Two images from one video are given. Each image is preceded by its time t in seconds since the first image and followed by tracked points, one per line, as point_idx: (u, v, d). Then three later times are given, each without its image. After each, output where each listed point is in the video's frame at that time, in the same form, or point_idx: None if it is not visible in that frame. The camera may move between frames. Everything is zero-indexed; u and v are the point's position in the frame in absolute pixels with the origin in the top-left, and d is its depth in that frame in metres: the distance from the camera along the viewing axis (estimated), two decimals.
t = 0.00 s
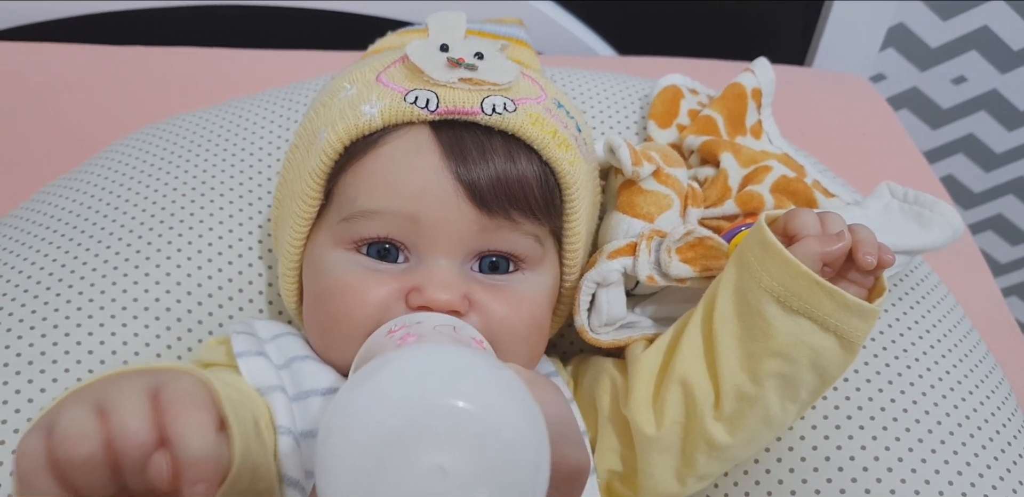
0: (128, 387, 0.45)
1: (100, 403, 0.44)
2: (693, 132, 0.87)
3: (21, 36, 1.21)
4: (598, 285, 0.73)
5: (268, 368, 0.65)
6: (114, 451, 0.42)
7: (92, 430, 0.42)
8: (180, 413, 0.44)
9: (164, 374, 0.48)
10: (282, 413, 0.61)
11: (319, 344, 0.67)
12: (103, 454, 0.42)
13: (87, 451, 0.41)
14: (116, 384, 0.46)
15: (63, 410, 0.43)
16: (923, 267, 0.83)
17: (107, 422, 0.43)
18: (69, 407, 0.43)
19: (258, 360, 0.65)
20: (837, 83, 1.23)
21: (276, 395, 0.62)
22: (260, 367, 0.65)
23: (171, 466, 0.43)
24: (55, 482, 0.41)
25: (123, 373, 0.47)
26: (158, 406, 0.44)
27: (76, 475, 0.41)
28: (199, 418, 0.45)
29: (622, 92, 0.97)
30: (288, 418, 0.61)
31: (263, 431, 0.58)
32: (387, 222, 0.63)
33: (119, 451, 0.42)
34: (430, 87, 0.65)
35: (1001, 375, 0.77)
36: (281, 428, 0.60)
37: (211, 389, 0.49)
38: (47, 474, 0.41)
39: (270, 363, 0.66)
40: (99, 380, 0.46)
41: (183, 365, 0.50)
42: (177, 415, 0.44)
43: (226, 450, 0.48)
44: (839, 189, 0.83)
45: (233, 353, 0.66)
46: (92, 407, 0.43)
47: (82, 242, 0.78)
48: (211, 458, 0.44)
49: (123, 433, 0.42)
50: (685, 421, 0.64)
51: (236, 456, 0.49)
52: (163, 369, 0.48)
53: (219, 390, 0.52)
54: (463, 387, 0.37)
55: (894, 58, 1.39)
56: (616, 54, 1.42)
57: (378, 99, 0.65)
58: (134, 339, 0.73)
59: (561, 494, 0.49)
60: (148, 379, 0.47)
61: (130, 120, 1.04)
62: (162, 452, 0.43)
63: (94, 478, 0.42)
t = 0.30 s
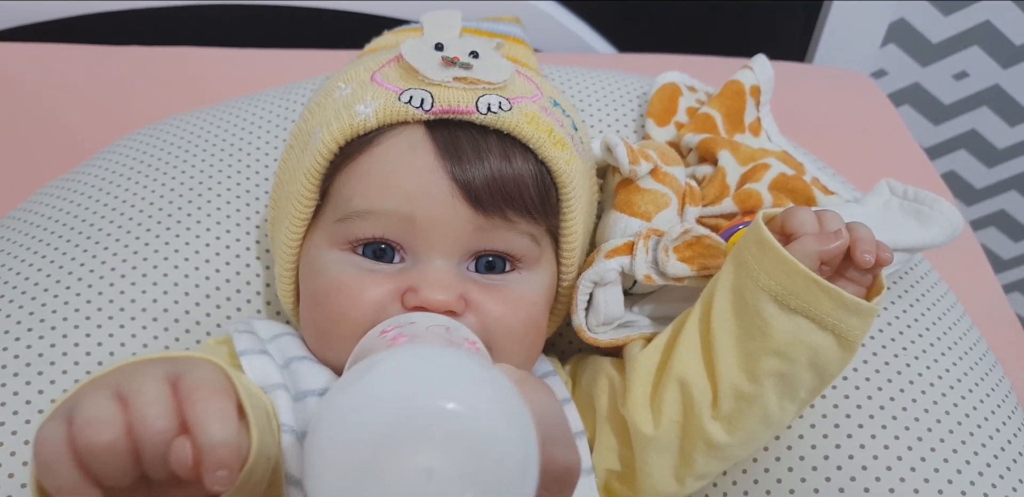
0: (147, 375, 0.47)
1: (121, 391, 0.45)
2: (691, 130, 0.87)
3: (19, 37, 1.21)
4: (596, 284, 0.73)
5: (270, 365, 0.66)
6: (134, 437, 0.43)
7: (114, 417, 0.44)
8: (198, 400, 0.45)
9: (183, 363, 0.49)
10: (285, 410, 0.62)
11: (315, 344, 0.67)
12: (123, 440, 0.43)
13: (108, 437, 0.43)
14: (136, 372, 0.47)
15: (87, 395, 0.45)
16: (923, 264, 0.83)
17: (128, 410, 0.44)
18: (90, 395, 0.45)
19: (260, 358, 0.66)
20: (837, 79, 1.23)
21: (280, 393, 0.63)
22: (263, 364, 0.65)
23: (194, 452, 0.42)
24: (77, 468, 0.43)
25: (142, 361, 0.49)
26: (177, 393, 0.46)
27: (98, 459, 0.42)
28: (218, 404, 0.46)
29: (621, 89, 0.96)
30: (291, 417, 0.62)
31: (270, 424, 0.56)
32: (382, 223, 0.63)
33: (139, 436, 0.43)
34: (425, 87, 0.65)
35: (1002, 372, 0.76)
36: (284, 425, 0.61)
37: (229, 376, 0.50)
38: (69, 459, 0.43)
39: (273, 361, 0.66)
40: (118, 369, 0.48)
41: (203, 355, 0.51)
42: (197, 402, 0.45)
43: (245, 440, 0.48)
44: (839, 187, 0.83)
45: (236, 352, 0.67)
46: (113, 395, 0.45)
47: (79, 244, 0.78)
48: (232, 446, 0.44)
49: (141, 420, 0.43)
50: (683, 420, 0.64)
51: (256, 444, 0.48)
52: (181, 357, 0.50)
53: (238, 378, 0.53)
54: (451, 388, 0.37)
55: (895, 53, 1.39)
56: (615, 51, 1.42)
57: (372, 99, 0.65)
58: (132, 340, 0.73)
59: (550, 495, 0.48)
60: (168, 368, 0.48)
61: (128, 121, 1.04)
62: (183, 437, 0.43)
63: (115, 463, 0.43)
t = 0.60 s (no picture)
0: (159, 365, 0.48)
1: (133, 380, 0.46)
2: (693, 127, 0.87)
3: (24, 36, 1.22)
4: (598, 281, 0.73)
5: (275, 360, 0.66)
6: (146, 425, 0.44)
7: (126, 406, 0.45)
8: (210, 388, 0.46)
9: (195, 352, 0.50)
10: (290, 405, 0.62)
11: (316, 341, 0.67)
12: (135, 429, 0.44)
13: (120, 425, 0.44)
14: (148, 361, 0.48)
15: (99, 385, 0.46)
16: (924, 261, 0.83)
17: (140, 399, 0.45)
18: (102, 384, 0.46)
19: (266, 354, 0.66)
20: (838, 76, 1.23)
21: (285, 389, 0.63)
22: (268, 359, 0.66)
23: (205, 440, 0.43)
24: (90, 456, 0.44)
25: (154, 351, 0.50)
26: (189, 382, 0.47)
27: (111, 447, 0.43)
28: (230, 392, 0.46)
29: (622, 87, 0.96)
30: (296, 412, 0.62)
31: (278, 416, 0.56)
32: (383, 221, 0.63)
33: (152, 424, 0.44)
34: (423, 85, 0.65)
35: (1003, 370, 0.77)
36: (289, 421, 0.61)
37: (242, 364, 0.50)
38: (82, 448, 0.44)
39: (278, 356, 0.67)
40: (131, 359, 0.49)
41: (215, 345, 0.52)
42: (209, 389, 0.46)
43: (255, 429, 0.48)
44: (839, 184, 0.83)
45: (241, 347, 0.67)
46: (125, 384, 0.46)
47: (83, 241, 0.78)
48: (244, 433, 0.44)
49: (154, 409, 0.45)
50: (684, 417, 0.64)
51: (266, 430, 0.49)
52: (193, 347, 0.51)
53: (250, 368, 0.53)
54: (442, 390, 0.37)
55: (898, 51, 1.38)
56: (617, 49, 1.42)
57: (371, 97, 0.65)
58: (135, 337, 0.73)
59: (539, 490, 0.49)
60: (179, 357, 0.49)
61: (132, 118, 1.04)
62: (195, 425, 0.44)
63: (127, 450, 0.44)
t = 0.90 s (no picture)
0: (167, 360, 0.48)
1: (142, 375, 0.47)
2: (695, 128, 0.87)
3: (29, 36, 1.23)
4: (599, 281, 0.73)
5: (279, 359, 0.66)
6: (155, 420, 0.44)
7: (135, 400, 0.45)
8: (218, 383, 0.46)
9: (202, 348, 0.50)
10: (293, 404, 0.62)
11: (319, 341, 0.68)
12: (144, 423, 0.44)
13: (130, 419, 0.44)
14: (157, 356, 0.49)
15: (108, 381, 0.47)
16: (925, 262, 0.83)
17: (149, 393, 0.46)
18: (111, 379, 0.47)
19: (270, 353, 0.66)
20: (840, 77, 1.23)
21: (288, 388, 0.64)
22: (273, 358, 0.66)
23: (214, 434, 0.43)
24: (99, 451, 0.44)
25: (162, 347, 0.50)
26: (197, 378, 0.47)
27: (121, 441, 0.44)
28: (238, 387, 0.46)
29: (624, 88, 0.97)
30: (299, 411, 0.62)
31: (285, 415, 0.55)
32: (386, 220, 0.63)
33: (160, 418, 0.44)
34: (426, 85, 0.65)
35: (1004, 370, 0.77)
36: (293, 419, 0.61)
37: (251, 361, 0.50)
38: (91, 442, 0.44)
39: (281, 355, 0.67)
40: (139, 354, 0.49)
41: (222, 341, 0.52)
42: (217, 385, 0.46)
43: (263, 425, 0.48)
44: (841, 185, 0.83)
45: (244, 345, 0.67)
46: (134, 379, 0.46)
47: (86, 240, 0.79)
48: (253, 428, 0.44)
49: (162, 404, 0.45)
50: (686, 417, 0.64)
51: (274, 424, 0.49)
52: (201, 343, 0.51)
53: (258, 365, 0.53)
54: (447, 381, 0.38)
55: (899, 52, 1.40)
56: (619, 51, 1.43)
57: (374, 98, 0.65)
58: (138, 336, 0.74)
59: (545, 485, 0.49)
60: (188, 352, 0.49)
61: (135, 119, 1.05)
62: (203, 420, 0.44)
63: (136, 445, 0.44)
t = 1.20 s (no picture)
0: (170, 360, 0.48)
1: (144, 375, 0.46)
2: (697, 128, 0.87)
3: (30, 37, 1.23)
4: (601, 281, 0.73)
5: (281, 359, 0.66)
6: (158, 420, 0.44)
7: (137, 400, 0.45)
8: (221, 384, 0.47)
9: (204, 348, 0.50)
10: (296, 404, 0.62)
11: (322, 341, 0.68)
12: (146, 424, 0.44)
13: (132, 419, 0.44)
14: (159, 356, 0.48)
15: (110, 382, 0.46)
16: (927, 262, 0.83)
17: (151, 393, 0.45)
18: (113, 380, 0.46)
19: (273, 353, 0.66)
20: (842, 78, 1.23)
21: (291, 388, 0.63)
22: (275, 358, 0.66)
23: (217, 435, 0.44)
24: (101, 452, 0.44)
25: (165, 347, 0.50)
26: (200, 378, 0.47)
27: (123, 441, 0.43)
28: (241, 386, 0.47)
29: (626, 88, 0.97)
30: (302, 411, 0.62)
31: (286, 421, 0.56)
32: (390, 220, 0.63)
33: (163, 418, 0.44)
34: (431, 85, 0.65)
35: (1006, 370, 0.77)
36: (295, 420, 0.61)
37: (252, 361, 0.51)
38: (93, 440, 0.44)
39: (284, 356, 0.67)
40: (143, 354, 0.49)
41: (225, 341, 0.52)
42: (219, 385, 0.46)
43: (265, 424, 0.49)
44: (843, 185, 0.83)
45: (248, 345, 0.67)
46: (136, 379, 0.46)
47: (88, 241, 0.79)
48: (255, 428, 0.45)
49: (165, 404, 0.44)
50: (688, 417, 0.64)
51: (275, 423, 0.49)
52: (204, 343, 0.51)
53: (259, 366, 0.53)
54: (461, 381, 0.38)
55: (900, 53, 1.39)
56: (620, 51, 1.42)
57: (379, 98, 0.65)
58: (140, 336, 0.74)
59: (556, 488, 0.49)
60: (190, 353, 0.49)
61: (137, 119, 1.05)
62: (206, 420, 0.44)
63: (138, 445, 0.44)
